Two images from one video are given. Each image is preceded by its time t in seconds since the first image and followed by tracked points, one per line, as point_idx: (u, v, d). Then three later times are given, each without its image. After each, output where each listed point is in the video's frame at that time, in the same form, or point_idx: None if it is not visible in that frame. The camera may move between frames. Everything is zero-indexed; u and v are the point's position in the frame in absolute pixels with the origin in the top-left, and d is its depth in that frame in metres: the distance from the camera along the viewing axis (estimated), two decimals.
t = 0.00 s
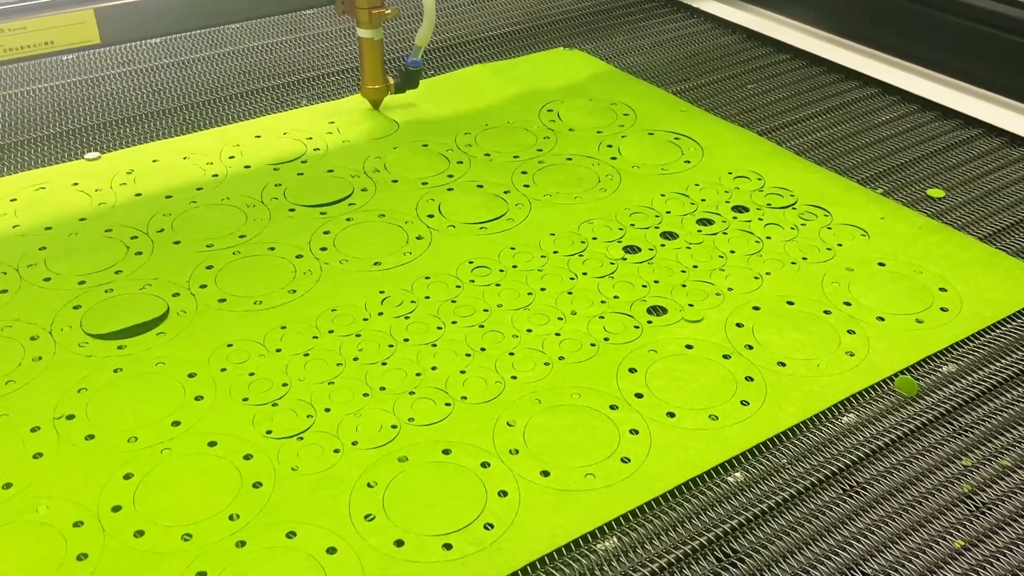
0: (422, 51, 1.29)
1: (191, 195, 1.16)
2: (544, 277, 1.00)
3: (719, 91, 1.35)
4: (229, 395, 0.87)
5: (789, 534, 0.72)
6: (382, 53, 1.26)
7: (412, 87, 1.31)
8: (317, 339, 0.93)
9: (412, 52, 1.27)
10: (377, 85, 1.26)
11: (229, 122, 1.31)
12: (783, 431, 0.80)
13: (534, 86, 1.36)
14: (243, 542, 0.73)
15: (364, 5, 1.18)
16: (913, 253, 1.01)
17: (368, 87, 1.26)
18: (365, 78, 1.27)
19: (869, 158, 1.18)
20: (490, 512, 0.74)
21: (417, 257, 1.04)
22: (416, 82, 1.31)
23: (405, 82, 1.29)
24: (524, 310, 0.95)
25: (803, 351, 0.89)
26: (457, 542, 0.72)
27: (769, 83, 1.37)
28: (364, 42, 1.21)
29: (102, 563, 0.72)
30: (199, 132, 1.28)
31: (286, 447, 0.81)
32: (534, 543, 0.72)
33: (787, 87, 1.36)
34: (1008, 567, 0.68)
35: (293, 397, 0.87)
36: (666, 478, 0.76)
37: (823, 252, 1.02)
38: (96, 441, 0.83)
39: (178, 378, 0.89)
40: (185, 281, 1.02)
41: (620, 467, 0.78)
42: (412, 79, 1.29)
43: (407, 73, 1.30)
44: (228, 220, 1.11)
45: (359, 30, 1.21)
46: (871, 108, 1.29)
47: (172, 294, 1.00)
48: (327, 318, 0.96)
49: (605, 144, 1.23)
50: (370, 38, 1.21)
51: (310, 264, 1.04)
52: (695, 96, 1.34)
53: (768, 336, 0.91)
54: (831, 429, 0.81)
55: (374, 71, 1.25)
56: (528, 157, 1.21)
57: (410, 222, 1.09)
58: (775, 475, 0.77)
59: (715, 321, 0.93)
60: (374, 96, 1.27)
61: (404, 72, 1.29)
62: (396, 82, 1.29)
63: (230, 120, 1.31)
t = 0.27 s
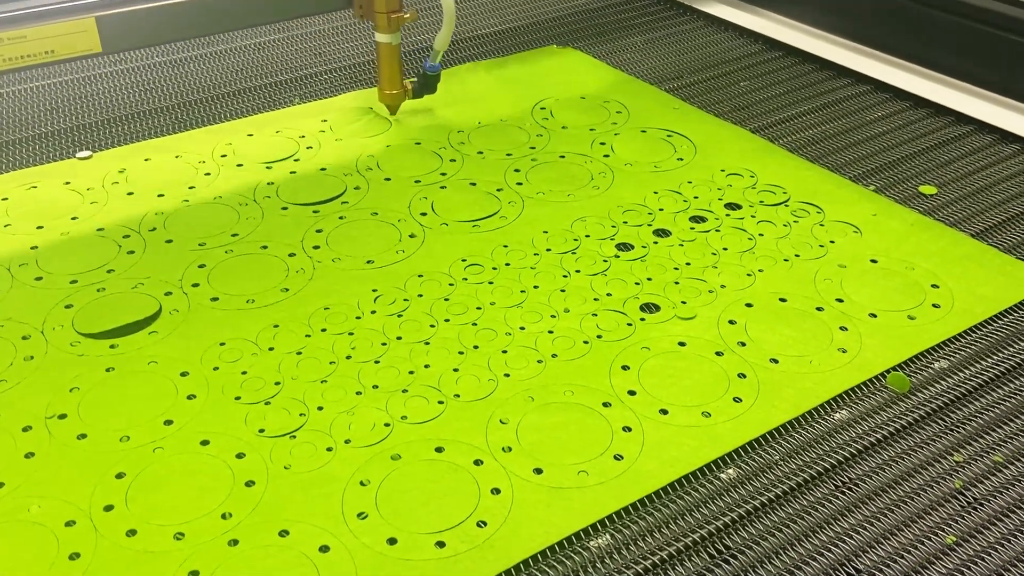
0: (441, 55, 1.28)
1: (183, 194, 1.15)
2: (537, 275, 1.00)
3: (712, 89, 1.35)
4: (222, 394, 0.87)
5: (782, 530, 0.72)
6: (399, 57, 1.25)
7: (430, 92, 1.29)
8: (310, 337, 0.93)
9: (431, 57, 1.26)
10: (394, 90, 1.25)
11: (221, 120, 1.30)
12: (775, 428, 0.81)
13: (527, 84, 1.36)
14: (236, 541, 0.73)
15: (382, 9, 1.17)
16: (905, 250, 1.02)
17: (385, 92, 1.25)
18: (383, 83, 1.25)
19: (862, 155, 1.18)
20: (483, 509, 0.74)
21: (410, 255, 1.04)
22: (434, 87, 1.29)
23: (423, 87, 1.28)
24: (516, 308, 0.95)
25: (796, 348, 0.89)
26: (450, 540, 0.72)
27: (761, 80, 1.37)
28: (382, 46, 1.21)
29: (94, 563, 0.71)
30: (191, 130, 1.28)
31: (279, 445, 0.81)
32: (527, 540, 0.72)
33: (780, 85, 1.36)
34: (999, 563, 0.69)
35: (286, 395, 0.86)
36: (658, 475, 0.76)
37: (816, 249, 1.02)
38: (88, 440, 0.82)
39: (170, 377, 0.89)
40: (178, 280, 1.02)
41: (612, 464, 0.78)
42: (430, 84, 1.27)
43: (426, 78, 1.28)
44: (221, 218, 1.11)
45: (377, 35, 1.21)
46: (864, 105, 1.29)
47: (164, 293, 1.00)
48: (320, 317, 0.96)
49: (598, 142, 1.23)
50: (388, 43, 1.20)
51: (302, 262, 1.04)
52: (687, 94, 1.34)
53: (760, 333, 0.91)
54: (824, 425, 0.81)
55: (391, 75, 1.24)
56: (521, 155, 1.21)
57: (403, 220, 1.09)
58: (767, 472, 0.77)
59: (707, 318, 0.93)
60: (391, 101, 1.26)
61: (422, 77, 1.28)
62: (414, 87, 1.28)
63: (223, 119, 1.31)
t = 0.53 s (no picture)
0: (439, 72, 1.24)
1: (181, 197, 1.15)
2: (534, 276, 1.00)
3: (708, 90, 1.36)
4: (220, 396, 0.87)
5: (780, 530, 0.72)
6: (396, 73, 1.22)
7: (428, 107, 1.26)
8: (308, 339, 0.93)
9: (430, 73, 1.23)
10: (390, 105, 1.22)
11: (218, 122, 1.30)
12: (772, 428, 0.81)
13: (524, 86, 1.36)
14: (235, 543, 0.73)
15: (379, 23, 1.15)
16: (901, 250, 1.02)
17: (382, 108, 1.22)
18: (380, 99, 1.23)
19: (858, 155, 1.19)
20: (481, 511, 0.75)
21: (408, 256, 1.04)
22: (433, 102, 1.27)
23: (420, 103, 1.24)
24: (514, 309, 0.95)
25: (792, 348, 0.89)
26: (449, 541, 0.72)
27: (757, 80, 1.38)
28: (379, 61, 1.18)
29: (93, 565, 0.71)
30: (188, 132, 1.28)
31: (277, 447, 0.81)
32: (525, 541, 0.72)
33: (776, 85, 1.36)
34: (996, 562, 0.69)
35: (284, 397, 0.86)
36: (656, 475, 0.77)
37: (812, 249, 1.02)
38: (86, 443, 0.83)
39: (168, 379, 0.89)
40: (176, 282, 1.02)
41: (610, 465, 0.78)
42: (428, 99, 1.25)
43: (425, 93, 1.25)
44: (218, 221, 1.11)
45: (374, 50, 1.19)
46: (860, 105, 1.29)
47: (162, 295, 1.00)
48: (318, 318, 0.96)
49: (594, 144, 1.23)
50: (385, 58, 1.18)
51: (300, 264, 1.04)
52: (684, 95, 1.35)
53: (756, 333, 0.91)
54: (821, 425, 0.81)
55: (387, 90, 1.21)
56: (518, 156, 1.21)
57: (401, 222, 1.09)
58: (765, 472, 0.77)
59: (705, 318, 0.93)
60: (386, 117, 1.23)
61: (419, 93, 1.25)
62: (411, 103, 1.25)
63: (220, 121, 1.31)
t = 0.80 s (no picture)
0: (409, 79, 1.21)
1: (176, 196, 1.15)
2: (531, 275, 1.00)
3: (705, 89, 1.36)
4: (215, 396, 0.87)
5: (778, 529, 0.72)
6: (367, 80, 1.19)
7: (401, 114, 1.23)
8: (304, 338, 0.93)
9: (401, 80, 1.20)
10: (362, 113, 1.19)
11: (214, 122, 1.30)
12: (770, 427, 0.81)
13: (520, 85, 1.36)
14: (230, 543, 0.73)
15: (348, 31, 1.11)
16: (898, 249, 1.02)
17: (353, 117, 1.19)
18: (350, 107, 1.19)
19: (855, 154, 1.19)
20: (478, 510, 0.74)
21: (404, 256, 1.03)
22: (406, 108, 1.24)
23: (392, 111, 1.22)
24: (510, 308, 0.95)
25: (789, 347, 0.89)
26: (445, 541, 0.72)
27: (754, 79, 1.38)
28: (349, 69, 1.15)
29: (87, 566, 0.71)
30: (184, 132, 1.27)
31: (273, 447, 0.81)
32: (522, 541, 0.71)
33: (773, 84, 1.36)
34: (995, 560, 0.69)
35: (279, 397, 0.86)
36: (653, 474, 0.76)
37: (809, 248, 1.02)
38: (80, 443, 0.82)
39: (163, 379, 0.89)
40: (170, 282, 1.01)
41: (607, 464, 0.78)
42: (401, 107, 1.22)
43: (397, 101, 1.22)
44: (213, 220, 1.10)
45: (343, 57, 1.15)
46: (856, 104, 1.29)
47: (157, 294, 0.99)
48: (313, 317, 0.95)
49: (591, 143, 1.23)
50: (354, 66, 1.14)
51: (296, 263, 1.03)
52: (681, 94, 1.34)
53: (754, 332, 0.91)
54: (819, 424, 0.81)
55: (359, 98, 1.18)
56: (514, 155, 1.21)
57: (397, 221, 1.09)
58: (763, 471, 0.77)
59: (702, 317, 0.93)
60: (359, 124, 1.20)
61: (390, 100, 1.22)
62: (383, 110, 1.22)
63: (215, 120, 1.30)
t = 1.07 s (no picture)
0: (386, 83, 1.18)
1: (176, 197, 1.14)
2: (534, 275, 0.99)
3: (707, 86, 1.35)
4: (216, 398, 0.86)
5: (785, 530, 0.71)
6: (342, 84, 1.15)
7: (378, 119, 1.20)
8: (305, 340, 0.92)
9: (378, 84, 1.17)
10: (339, 119, 1.15)
11: (213, 122, 1.29)
12: (776, 427, 0.80)
13: (522, 84, 1.35)
14: (232, 547, 0.72)
15: (322, 34, 1.08)
16: (903, 246, 1.01)
17: (330, 122, 1.15)
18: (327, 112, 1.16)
19: (858, 151, 1.18)
20: (482, 513, 0.74)
21: (405, 256, 1.03)
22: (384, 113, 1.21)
23: (370, 116, 1.18)
24: (513, 308, 0.94)
25: (794, 346, 0.88)
26: (449, 544, 0.71)
27: (756, 76, 1.37)
28: (324, 73, 1.11)
29: (88, 570, 0.70)
30: (183, 133, 1.26)
31: (275, 449, 0.80)
32: (526, 543, 0.71)
33: (775, 82, 1.35)
34: (1004, 561, 0.68)
35: (281, 399, 0.85)
36: (658, 475, 0.76)
37: (814, 246, 1.02)
38: (80, 446, 0.81)
39: (164, 381, 0.88)
40: (171, 283, 1.01)
41: (612, 465, 0.77)
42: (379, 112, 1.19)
43: (375, 106, 1.19)
44: (214, 221, 1.10)
45: (317, 61, 1.11)
46: (859, 101, 1.28)
47: (157, 296, 0.99)
48: (315, 319, 0.95)
49: (593, 141, 1.22)
50: (329, 71, 1.11)
51: (297, 264, 1.03)
52: (683, 92, 1.34)
53: (758, 331, 0.90)
54: (825, 424, 0.80)
55: (335, 103, 1.14)
56: (516, 155, 1.20)
57: (398, 222, 1.08)
58: (769, 472, 0.76)
59: (706, 316, 0.92)
60: (336, 130, 1.16)
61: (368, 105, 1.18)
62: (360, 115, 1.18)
63: (215, 121, 1.30)
